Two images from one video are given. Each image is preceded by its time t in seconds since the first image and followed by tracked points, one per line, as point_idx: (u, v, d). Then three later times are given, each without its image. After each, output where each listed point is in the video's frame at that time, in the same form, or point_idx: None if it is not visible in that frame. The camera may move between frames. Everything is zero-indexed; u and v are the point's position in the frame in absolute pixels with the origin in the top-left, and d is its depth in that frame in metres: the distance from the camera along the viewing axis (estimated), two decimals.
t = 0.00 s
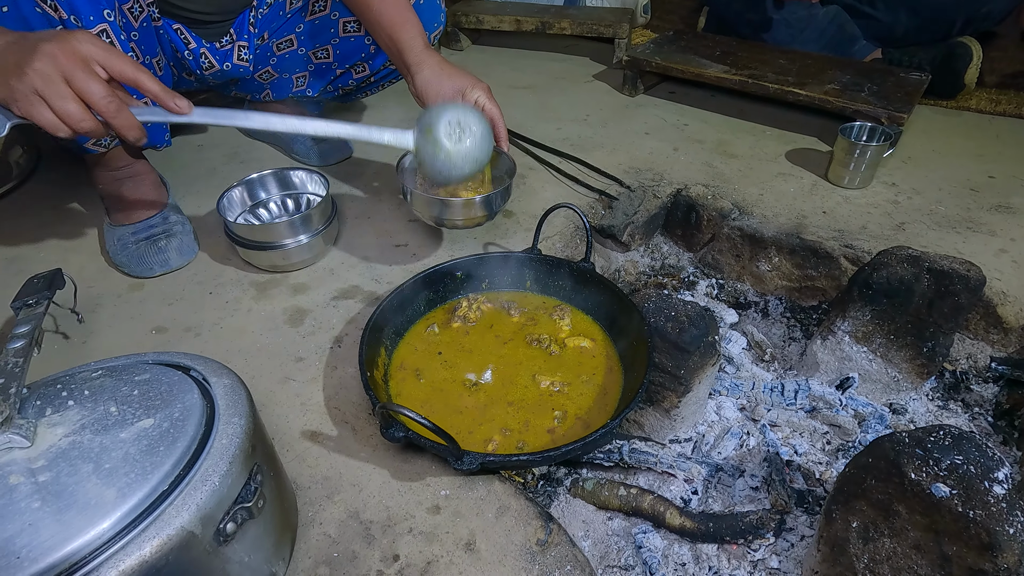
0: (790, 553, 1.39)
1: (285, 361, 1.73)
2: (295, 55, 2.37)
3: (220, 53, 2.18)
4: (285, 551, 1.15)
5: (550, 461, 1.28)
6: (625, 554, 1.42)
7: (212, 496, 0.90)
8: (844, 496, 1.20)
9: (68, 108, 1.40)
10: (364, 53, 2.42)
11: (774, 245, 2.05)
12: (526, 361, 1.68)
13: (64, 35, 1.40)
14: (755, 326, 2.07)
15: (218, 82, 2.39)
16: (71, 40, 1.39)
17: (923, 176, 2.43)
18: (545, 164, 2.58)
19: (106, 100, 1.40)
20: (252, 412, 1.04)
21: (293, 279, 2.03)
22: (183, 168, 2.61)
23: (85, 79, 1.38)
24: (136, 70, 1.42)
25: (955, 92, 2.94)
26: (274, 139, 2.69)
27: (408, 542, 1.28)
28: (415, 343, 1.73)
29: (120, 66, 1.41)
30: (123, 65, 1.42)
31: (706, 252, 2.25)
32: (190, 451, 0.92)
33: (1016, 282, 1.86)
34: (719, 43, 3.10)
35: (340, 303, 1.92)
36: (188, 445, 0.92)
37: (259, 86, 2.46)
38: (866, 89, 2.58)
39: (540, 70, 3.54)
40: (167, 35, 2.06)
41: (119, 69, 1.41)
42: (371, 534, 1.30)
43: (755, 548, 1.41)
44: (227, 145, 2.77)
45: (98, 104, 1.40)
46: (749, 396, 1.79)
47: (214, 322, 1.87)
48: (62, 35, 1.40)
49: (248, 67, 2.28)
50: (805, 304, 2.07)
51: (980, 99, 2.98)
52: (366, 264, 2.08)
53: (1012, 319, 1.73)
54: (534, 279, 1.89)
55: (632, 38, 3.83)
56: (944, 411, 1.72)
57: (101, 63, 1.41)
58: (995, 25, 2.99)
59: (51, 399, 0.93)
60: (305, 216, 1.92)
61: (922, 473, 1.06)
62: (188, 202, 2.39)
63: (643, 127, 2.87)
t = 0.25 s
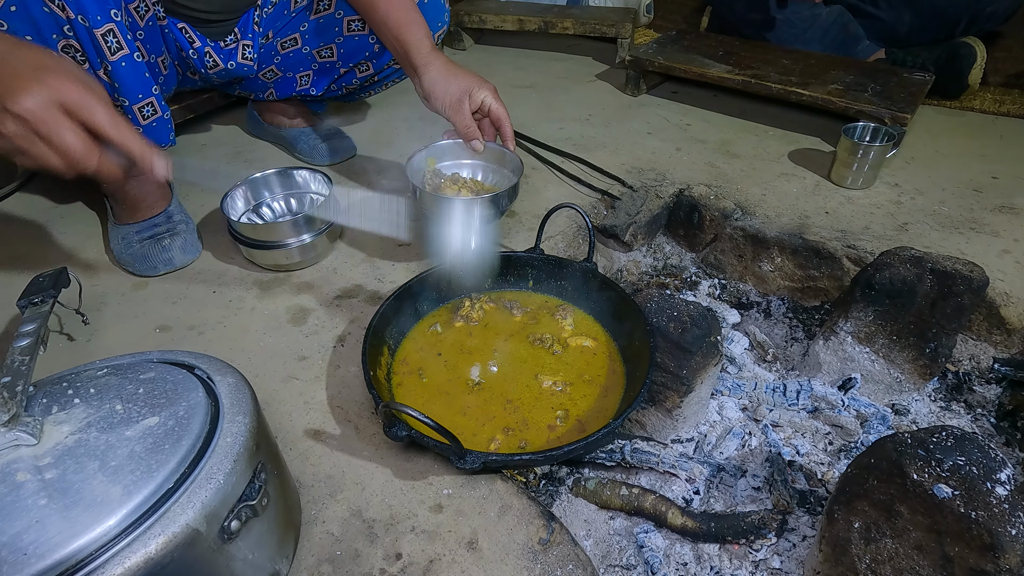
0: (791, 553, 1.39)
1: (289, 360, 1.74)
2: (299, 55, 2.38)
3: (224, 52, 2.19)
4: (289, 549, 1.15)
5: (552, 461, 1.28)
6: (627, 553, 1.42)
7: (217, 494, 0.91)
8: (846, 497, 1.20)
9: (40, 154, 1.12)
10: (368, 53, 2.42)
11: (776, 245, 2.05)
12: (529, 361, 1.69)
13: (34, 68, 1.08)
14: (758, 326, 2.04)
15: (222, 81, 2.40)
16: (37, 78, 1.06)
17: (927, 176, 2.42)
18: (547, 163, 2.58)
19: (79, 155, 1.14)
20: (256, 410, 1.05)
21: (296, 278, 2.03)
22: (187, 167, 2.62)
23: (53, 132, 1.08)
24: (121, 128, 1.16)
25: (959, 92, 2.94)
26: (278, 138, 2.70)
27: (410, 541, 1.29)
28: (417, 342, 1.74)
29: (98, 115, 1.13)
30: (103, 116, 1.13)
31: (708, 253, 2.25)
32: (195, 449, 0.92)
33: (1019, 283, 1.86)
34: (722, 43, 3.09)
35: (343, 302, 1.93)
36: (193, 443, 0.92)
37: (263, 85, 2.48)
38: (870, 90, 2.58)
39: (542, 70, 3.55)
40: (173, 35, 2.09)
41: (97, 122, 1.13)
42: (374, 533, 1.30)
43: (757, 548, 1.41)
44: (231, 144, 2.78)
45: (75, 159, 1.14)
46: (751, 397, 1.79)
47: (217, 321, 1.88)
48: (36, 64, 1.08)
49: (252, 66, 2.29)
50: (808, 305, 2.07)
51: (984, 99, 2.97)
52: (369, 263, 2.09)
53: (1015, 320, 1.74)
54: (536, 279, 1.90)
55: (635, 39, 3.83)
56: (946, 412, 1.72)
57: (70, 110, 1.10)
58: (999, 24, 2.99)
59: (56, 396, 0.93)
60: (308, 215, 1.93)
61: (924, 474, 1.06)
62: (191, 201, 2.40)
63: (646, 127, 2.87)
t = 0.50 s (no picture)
0: (793, 553, 1.39)
1: (291, 358, 1.74)
2: (302, 53, 2.38)
3: (228, 51, 2.19)
4: (291, 547, 1.15)
5: (554, 459, 1.29)
6: (628, 552, 1.42)
7: (220, 491, 0.91)
8: (848, 496, 1.20)
9: (91, 192, 1.06)
10: (371, 51, 2.43)
11: (779, 245, 2.05)
12: (530, 360, 1.69)
13: (140, 125, 1.11)
14: (759, 326, 2.06)
15: (225, 81, 2.40)
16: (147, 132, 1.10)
17: (929, 177, 2.42)
18: (549, 163, 2.58)
19: (127, 200, 1.05)
20: (259, 408, 1.05)
21: (299, 277, 2.04)
22: (190, 166, 2.63)
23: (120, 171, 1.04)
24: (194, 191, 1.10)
25: (962, 92, 2.93)
26: (280, 138, 2.70)
27: (412, 539, 1.29)
28: (420, 341, 1.74)
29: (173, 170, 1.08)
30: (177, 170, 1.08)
31: (710, 252, 2.25)
32: (198, 446, 0.93)
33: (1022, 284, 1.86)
34: (725, 43, 3.09)
35: (345, 301, 1.93)
36: (196, 440, 0.93)
37: (265, 84, 2.48)
38: (872, 90, 2.57)
39: (544, 70, 3.55)
40: (176, 34, 2.08)
41: (169, 177, 1.07)
42: (376, 531, 1.31)
43: (758, 547, 1.41)
44: (234, 143, 2.79)
45: (122, 203, 1.05)
46: (753, 396, 1.79)
47: (220, 319, 1.88)
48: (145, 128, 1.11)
49: (255, 66, 2.30)
50: (810, 305, 2.07)
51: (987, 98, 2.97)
52: (371, 262, 2.09)
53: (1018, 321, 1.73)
54: (538, 278, 1.90)
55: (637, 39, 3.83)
56: (949, 413, 1.72)
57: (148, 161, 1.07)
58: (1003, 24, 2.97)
59: (60, 394, 0.94)
60: (310, 214, 1.93)
61: (926, 474, 1.06)
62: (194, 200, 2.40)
63: (648, 127, 2.87)
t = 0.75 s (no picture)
0: (794, 555, 1.39)
1: (294, 359, 1.74)
2: (307, 54, 2.39)
3: (235, 52, 2.21)
4: (294, 547, 1.16)
5: (556, 460, 1.29)
6: (630, 553, 1.42)
7: (224, 490, 0.92)
8: (850, 498, 1.19)
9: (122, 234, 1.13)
10: (376, 52, 2.43)
11: (781, 246, 2.05)
12: (534, 360, 1.69)
13: (150, 161, 1.10)
14: (761, 328, 2.06)
15: (231, 82, 2.42)
16: (159, 173, 1.09)
17: (933, 179, 2.42)
18: (552, 164, 2.58)
19: (157, 245, 1.12)
20: (262, 408, 1.06)
21: (302, 277, 2.04)
22: (194, 167, 2.64)
23: (147, 217, 1.09)
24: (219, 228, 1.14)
25: (966, 94, 2.93)
26: (284, 138, 2.71)
27: (414, 539, 1.29)
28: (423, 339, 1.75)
29: (195, 209, 1.11)
30: (200, 210, 1.11)
31: (713, 253, 2.25)
32: (202, 445, 0.93)
33: None
34: (728, 44, 3.09)
35: (348, 301, 1.94)
36: (201, 439, 0.93)
37: (270, 84, 2.49)
38: (876, 91, 2.57)
39: (547, 71, 3.55)
40: (184, 36, 2.10)
41: (193, 215, 1.11)
42: (378, 531, 1.31)
43: (760, 549, 1.41)
44: (238, 144, 2.80)
45: (152, 246, 1.13)
46: (755, 398, 1.79)
47: (224, 319, 1.89)
48: (160, 162, 1.11)
49: (261, 67, 2.31)
50: (813, 306, 2.07)
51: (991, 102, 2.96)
52: (374, 263, 2.10)
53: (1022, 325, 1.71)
54: (541, 278, 1.90)
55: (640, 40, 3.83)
56: (952, 415, 1.72)
57: (173, 203, 1.10)
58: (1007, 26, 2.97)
59: (65, 393, 0.94)
60: (314, 215, 1.94)
61: (929, 475, 1.06)
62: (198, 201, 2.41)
63: (651, 128, 2.87)
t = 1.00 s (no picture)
0: (797, 558, 1.38)
1: (296, 359, 1.74)
2: (311, 55, 2.39)
3: (239, 53, 2.21)
4: (295, 548, 1.16)
5: (558, 462, 1.28)
6: (632, 556, 1.42)
7: (225, 491, 0.92)
8: (854, 502, 1.19)
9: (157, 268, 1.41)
10: (379, 52, 2.44)
11: (784, 248, 2.04)
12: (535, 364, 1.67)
13: (148, 223, 1.25)
14: (765, 330, 2.05)
15: (234, 82, 2.42)
16: (151, 241, 1.26)
17: (937, 181, 2.41)
18: (554, 165, 2.58)
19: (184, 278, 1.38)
20: (264, 409, 1.06)
21: (304, 277, 2.04)
22: (197, 167, 2.64)
23: (166, 267, 1.33)
24: (219, 259, 1.32)
25: (971, 96, 2.92)
26: (287, 139, 2.71)
27: (415, 541, 1.29)
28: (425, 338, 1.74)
29: (196, 256, 1.30)
30: (200, 254, 1.30)
31: (715, 255, 2.24)
32: (203, 446, 0.93)
33: None
34: (731, 46, 3.09)
35: (350, 302, 1.94)
36: (202, 439, 0.93)
37: (273, 85, 2.49)
38: (879, 93, 2.57)
39: (550, 72, 3.55)
40: (187, 36, 2.09)
41: (198, 259, 1.31)
42: (379, 532, 1.31)
43: (762, 552, 1.40)
44: (240, 144, 2.80)
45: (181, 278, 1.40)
46: (758, 401, 1.79)
47: (225, 320, 1.89)
48: (148, 223, 1.25)
49: (265, 67, 2.31)
50: (816, 308, 2.07)
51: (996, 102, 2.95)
52: (376, 264, 2.09)
53: None
54: (543, 278, 1.90)
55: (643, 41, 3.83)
56: (956, 418, 1.71)
57: (175, 254, 1.29)
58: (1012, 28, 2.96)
59: (67, 393, 0.94)
60: (316, 216, 1.94)
61: (932, 480, 1.06)
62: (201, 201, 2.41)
63: (653, 129, 2.87)
